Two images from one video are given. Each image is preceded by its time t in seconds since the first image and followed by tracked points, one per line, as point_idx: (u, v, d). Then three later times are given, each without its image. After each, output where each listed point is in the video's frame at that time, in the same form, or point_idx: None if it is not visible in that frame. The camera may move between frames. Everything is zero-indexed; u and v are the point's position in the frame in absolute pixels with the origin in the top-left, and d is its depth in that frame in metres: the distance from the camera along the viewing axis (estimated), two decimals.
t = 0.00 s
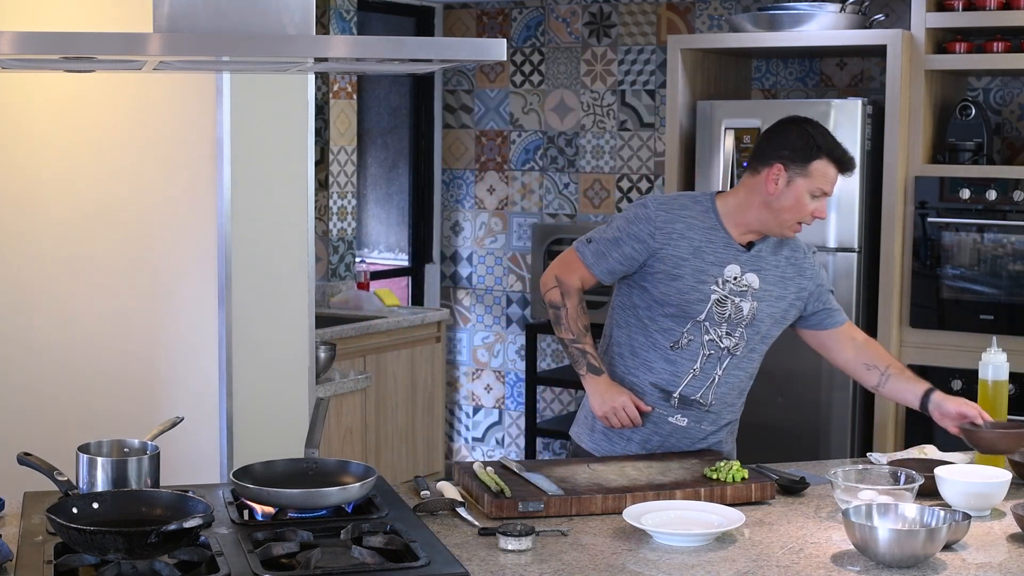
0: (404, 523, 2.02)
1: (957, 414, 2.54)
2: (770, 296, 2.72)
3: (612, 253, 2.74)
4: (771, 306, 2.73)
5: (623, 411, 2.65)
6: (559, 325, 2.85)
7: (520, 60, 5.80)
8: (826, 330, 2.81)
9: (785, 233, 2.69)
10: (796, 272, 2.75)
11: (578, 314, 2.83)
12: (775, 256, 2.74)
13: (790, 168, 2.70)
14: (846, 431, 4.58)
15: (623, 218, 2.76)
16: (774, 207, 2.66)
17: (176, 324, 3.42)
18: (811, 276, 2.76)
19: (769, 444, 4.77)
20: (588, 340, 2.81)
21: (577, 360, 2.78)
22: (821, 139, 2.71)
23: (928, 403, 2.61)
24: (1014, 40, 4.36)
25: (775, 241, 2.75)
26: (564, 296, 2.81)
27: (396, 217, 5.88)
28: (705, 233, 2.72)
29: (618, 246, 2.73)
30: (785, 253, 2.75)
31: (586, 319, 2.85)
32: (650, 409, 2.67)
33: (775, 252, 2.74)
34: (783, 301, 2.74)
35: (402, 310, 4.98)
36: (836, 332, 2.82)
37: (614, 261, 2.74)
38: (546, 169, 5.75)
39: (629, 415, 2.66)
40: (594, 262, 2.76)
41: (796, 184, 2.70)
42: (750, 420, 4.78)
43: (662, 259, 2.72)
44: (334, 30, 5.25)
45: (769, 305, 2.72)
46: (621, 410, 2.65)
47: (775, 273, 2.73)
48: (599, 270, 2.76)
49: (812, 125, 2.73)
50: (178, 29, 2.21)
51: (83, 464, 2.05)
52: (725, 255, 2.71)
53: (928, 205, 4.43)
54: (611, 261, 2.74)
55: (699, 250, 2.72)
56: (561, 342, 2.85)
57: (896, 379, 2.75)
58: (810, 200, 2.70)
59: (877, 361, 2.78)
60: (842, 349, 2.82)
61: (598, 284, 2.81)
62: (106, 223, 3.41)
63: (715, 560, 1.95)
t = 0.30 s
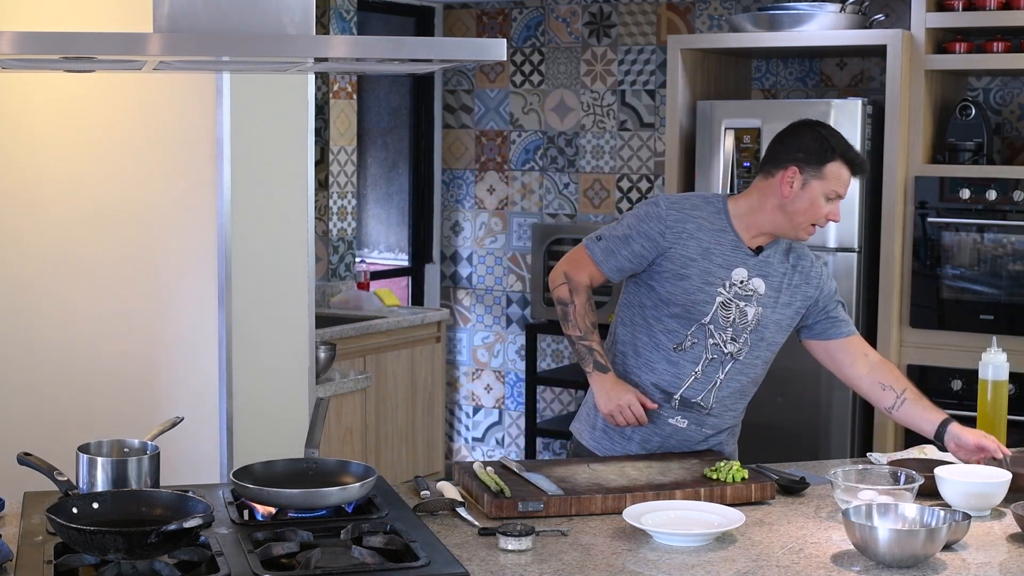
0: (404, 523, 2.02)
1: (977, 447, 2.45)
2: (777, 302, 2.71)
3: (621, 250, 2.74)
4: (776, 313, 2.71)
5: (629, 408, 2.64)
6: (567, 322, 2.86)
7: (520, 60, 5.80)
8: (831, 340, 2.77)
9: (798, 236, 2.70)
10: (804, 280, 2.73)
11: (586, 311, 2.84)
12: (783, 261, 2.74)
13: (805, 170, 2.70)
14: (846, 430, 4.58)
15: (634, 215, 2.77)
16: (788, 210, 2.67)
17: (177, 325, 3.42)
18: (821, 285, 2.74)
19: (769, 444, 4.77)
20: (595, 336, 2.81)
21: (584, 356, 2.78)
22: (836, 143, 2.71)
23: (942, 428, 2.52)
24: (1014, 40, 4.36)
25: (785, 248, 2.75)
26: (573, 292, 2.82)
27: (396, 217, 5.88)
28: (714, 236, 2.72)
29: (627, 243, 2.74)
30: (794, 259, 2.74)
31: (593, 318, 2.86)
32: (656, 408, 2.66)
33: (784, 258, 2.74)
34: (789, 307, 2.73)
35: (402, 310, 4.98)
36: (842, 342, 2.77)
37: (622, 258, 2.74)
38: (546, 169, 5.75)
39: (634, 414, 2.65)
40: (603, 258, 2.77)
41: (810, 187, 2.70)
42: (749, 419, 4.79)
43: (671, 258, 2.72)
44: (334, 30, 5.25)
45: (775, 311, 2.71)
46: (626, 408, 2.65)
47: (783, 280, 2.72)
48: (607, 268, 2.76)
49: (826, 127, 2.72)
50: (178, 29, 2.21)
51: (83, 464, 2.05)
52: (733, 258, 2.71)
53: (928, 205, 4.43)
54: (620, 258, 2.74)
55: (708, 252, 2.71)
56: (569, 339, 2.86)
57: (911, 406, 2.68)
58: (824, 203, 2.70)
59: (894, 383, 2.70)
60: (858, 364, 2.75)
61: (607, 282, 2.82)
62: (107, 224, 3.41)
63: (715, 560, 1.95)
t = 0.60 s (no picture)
0: (404, 523, 2.02)
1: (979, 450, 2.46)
2: (780, 304, 2.71)
3: (625, 252, 2.73)
4: (779, 315, 2.71)
5: (636, 409, 2.63)
6: (570, 324, 2.85)
7: (520, 60, 5.80)
8: (834, 341, 2.77)
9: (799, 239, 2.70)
10: (807, 282, 2.73)
11: (590, 312, 2.83)
12: (787, 263, 2.73)
13: (805, 174, 2.69)
14: (846, 430, 4.58)
15: (637, 217, 2.76)
16: (788, 214, 2.67)
17: (178, 325, 3.41)
18: (823, 288, 2.75)
19: (769, 444, 4.77)
20: (600, 337, 2.80)
21: (590, 357, 2.77)
22: (837, 148, 2.70)
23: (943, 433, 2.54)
24: (1014, 40, 4.36)
25: (788, 249, 2.75)
26: (576, 295, 2.80)
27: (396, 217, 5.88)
28: (716, 238, 2.72)
29: (632, 244, 2.73)
30: (797, 261, 2.74)
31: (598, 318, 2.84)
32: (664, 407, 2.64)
33: (787, 260, 2.74)
34: (792, 310, 2.73)
35: (402, 309, 4.98)
36: (846, 344, 2.78)
37: (626, 260, 2.73)
38: (546, 169, 5.75)
39: (641, 415, 2.64)
40: (608, 260, 2.76)
41: (811, 191, 2.69)
42: (749, 420, 4.79)
43: (675, 260, 2.71)
44: (334, 30, 5.25)
45: (777, 314, 2.71)
46: (633, 408, 2.64)
47: (786, 282, 2.72)
48: (611, 270, 2.76)
49: (829, 133, 2.72)
50: (178, 28, 2.21)
51: (83, 464, 2.05)
52: (737, 260, 2.71)
53: (928, 205, 4.43)
54: (625, 260, 2.73)
55: (711, 254, 2.71)
56: (573, 341, 2.85)
57: (912, 407, 2.69)
58: (824, 208, 2.69)
59: (895, 385, 2.72)
60: (860, 365, 2.76)
61: (610, 284, 2.80)
62: (108, 224, 3.41)
63: (715, 560, 1.95)
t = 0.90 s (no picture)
0: (404, 523, 2.02)
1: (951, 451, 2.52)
2: (771, 301, 2.71)
3: (615, 255, 2.73)
4: (771, 311, 2.72)
5: (628, 411, 2.62)
6: (560, 328, 2.84)
7: (520, 60, 5.80)
8: (820, 337, 2.80)
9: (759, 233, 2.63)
10: (797, 278, 2.74)
11: (580, 315, 2.82)
12: (777, 257, 2.72)
13: (756, 165, 2.64)
14: (845, 430, 4.58)
15: (624, 220, 2.76)
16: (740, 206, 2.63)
17: (178, 325, 3.41)
18: (813, 282, 2.75)
19: (769, 444, 4.77)
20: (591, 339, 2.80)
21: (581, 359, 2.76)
22: (785, 139, 2.59)
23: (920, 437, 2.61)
24: (1014, 40, 4.36)
25: (778, 244, 2.74)
26: (566, 297, 2.80)
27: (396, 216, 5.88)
28: (706, 236, 2.71)
29: (620, 247, 2.73)
30: (788, 256, 2.73)
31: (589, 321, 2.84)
32: (654, 409, 2.64)
33: (778, 254, 2.73)
34: (784, 305, 2.73)
35: (402, 310, 4.98)
36: (832, 341, 2.81)
37: (616, 263, 2.73)
38: (546, 169, 5.75)
39: (633, 417, 2.64)
40: (597, 263, 2.76)
41: (760, 183, 2.62)
42: (749, 419, 4.79)
43: (664, 261, 2.71)
44: (334, 30, 5.25)
45: (769, 310, 2.72)
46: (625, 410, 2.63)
47: (777, 278, 2.72)
48: (602, 273, 2.75)
49: (787, 124, 2.61)
50: (178, 28, 2.21)
51: (83, 464, 2.05)
52: (726, 258, 2.70)
53: (928, 205, 4.43)
54: (614, 263, 2.73)
55: (699, 253, 2.71)
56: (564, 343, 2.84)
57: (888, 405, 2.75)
58: (767, 197, 2.59)
59: (873, 382, 2.77)
60: (842, 360, 2.81)
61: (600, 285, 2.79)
62: (107, 224, 3.41)
63: (715, 560, 1.95)
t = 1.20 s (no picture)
0: (404, 523, 2.02)
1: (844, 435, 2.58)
2: (744, 291, 2.73)
3: (585, 266, 2.75)
4: (745, 301, 2.73)
5: (614, 418, 2.63)
6: (545, 347, 2.88)
7: (519, 60, 5.80)
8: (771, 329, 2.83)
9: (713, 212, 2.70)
10: (767, 267, 2.75)
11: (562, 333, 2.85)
12: (745, 247, 2.74)
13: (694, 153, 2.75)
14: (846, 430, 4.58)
15: (588, 234, 2.78)
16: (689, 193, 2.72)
17: (177, 325, 3.41)
18: (782, 269, 2.77)
19: (769, 444, 4.76)
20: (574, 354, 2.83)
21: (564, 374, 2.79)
22: (709, 118, 2.73)
23: (813, 418, 2.66)
24: (1014, 40, 4.36)
25: (747, 231, 2.75)
26: (544, 315, 2.84)
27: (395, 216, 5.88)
28: (673, 234, 2.72)
29: (589, 258, 2.74)
30: (757, 245, 2.75)
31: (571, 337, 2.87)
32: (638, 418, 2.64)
33: (747, 243, 2.74)
34: (757, 296, 2.75)
35: (402, 309, 4.98)
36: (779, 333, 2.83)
37: (586, 273, 2.75)
38: (546, 169, 5.75)
39: (620, 425, 2.63)
40: (568, 277, 2.79)
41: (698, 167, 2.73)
42: (749, 419, 4.78)
43: (633, 265, 2.72)
44: (334, 30, 5.25)
45: (742, 300, 2.73)
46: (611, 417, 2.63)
47: (747, 269, 2.74)
48: (574, 285, 2.78)
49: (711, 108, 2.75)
50: (178, 28, 2.21)
51: (83, 464, 2.05)
52: (694, 253, 2.72)
53: (928, 205, 4.43)
54: (584, 274, 2.75)
55: (667, 252, 2.72)
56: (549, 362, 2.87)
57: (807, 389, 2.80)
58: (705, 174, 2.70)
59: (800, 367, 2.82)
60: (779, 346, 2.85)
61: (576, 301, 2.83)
62: (106, 224, 3.41)
63: (716, 560, 1.95)
